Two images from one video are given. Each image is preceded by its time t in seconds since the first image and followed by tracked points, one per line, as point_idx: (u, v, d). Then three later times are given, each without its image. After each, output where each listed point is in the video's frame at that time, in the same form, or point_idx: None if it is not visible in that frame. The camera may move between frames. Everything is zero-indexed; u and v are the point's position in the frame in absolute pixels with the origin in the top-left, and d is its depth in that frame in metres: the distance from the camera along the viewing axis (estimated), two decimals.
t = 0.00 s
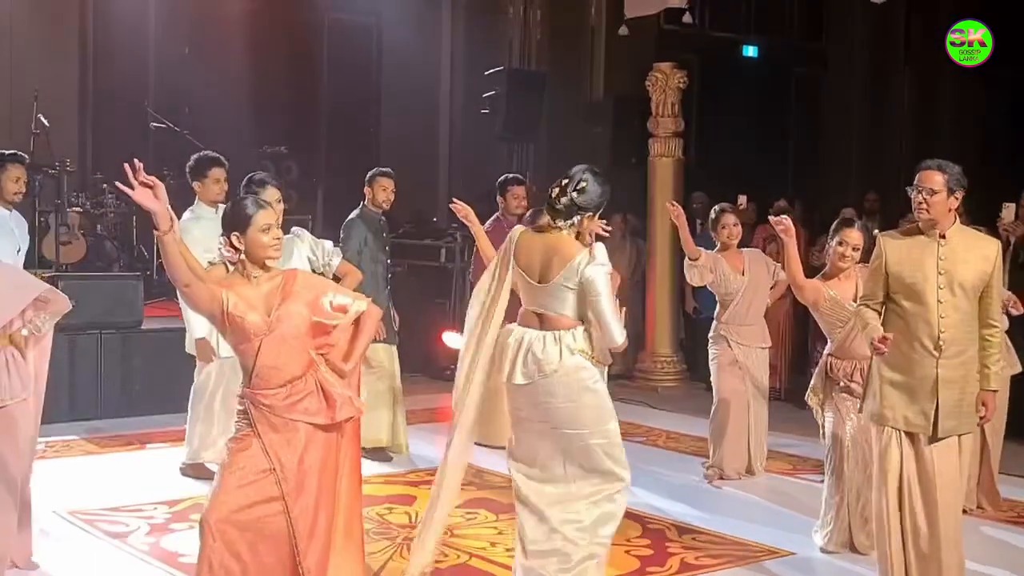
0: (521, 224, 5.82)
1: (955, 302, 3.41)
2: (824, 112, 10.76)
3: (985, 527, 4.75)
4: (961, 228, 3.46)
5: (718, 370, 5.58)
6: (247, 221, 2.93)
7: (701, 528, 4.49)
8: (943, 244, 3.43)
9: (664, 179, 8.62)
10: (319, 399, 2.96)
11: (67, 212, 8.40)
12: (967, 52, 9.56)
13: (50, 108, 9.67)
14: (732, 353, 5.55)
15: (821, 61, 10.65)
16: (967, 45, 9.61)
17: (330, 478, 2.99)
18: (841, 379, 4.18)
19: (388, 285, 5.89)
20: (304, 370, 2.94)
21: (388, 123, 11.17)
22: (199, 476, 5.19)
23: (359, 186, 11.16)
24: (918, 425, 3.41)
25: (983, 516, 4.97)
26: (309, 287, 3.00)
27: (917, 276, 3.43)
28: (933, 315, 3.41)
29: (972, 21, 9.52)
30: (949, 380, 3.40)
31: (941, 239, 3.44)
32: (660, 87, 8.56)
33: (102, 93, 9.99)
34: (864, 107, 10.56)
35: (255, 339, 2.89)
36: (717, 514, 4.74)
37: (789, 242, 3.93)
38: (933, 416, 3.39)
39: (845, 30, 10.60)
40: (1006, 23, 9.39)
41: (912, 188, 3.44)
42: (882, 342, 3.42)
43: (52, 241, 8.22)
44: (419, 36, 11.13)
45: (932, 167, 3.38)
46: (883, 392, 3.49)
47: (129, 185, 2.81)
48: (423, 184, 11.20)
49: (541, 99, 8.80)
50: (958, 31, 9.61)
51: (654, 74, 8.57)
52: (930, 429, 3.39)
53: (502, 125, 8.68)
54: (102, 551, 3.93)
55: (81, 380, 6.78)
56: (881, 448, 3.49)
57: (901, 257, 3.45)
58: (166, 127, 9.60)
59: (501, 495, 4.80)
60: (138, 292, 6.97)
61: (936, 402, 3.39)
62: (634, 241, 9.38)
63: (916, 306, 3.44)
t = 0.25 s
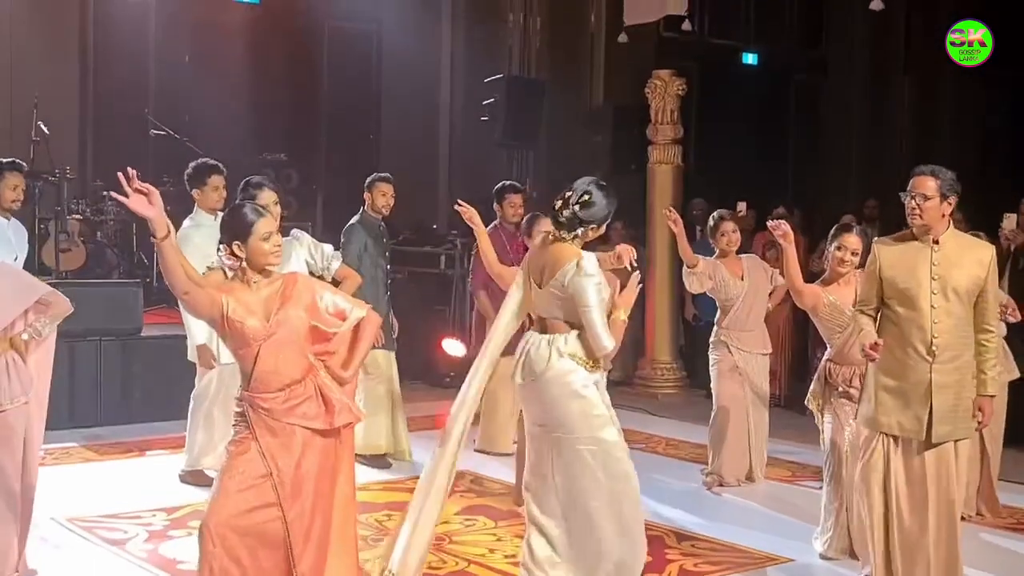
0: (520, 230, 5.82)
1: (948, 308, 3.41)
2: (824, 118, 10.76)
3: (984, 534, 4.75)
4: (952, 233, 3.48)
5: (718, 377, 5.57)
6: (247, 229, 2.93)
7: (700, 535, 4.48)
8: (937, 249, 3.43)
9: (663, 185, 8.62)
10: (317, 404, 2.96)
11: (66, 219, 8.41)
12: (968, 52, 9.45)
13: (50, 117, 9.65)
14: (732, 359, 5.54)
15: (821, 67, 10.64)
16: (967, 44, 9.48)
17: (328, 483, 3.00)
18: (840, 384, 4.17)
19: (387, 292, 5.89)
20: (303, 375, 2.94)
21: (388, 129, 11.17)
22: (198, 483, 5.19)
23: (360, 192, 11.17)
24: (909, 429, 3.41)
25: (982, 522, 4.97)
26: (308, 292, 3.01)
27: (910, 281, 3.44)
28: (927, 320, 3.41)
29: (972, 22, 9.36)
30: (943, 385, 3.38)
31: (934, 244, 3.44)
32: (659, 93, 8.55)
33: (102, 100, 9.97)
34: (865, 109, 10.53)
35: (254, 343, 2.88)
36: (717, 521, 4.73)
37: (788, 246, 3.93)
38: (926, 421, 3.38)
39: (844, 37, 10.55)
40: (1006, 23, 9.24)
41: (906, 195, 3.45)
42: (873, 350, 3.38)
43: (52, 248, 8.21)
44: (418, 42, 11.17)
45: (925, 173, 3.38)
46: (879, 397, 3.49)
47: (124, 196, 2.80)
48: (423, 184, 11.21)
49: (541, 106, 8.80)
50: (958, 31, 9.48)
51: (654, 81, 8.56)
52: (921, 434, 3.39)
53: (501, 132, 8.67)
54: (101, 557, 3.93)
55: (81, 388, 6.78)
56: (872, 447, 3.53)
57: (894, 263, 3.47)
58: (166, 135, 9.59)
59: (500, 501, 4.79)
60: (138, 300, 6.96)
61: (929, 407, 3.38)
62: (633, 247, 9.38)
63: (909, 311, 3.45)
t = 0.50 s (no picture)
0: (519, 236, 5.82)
1: (935, 312, 3.46)
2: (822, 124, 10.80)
3: (983, 540, 4.75)
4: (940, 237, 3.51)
5: (716, 383, 5.58)
6: (245, 233, 2.92)
7: (698, 540, 4.48)
8: (923, 253, 3.49)
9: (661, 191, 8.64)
10: (311, 406, 2.97)
11: (65, 225, 8.42)
12: (968, 52, 9.45)
13: (50, 122, 9.67)
14: (731, 363, 5.56)
15: (819, 73, 10.67)
16: (967, 44, 9.50)
17: (320, 486, 3.02)
18: (836, 390, 4.17)
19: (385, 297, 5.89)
20: (297, 378, 2.95)
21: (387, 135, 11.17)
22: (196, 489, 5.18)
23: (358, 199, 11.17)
24: (902, 432, 3.46)
25: (979, 528, 4.97)
26: (303, 295, 3.01)
27: (897, 286, 3.50)
28: (914, 323, 3.47)
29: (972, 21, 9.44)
30: (931, 388, 3.43)
31: (920, 249, 3.49)
32: (658, 99, 8.56)
33: (101, 106, 9.98)
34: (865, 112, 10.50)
35: (249, 346, 2.90)
36: (715, 527, 4.73)
37: (788, 251, 3.95)
38: (918, 424, 3.42)
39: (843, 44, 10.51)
40: (1005, 23, 9.47)
41: (893, 200, 3.50)
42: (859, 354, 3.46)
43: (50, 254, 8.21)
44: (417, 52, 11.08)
45: (911, 178, 3.43)
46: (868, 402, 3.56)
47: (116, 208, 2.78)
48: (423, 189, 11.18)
49: (539, 112, 8.81)
50: (958, 31, 9.50)
51: (652, 87, 8.56)
52: (914, 437, 3.44)
53: (500, 138, 8.68)
54: (96, 564, 3.92)
55: (79, 394, 6.77)
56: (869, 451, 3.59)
57: (881, 269, 3.53)
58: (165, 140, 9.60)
59: (499, 507, 4.79)
60: (137, 307, 6.96)
61: (917, 411, 3.43)
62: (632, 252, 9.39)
63: (897, 316, 3.50)
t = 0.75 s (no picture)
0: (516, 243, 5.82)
1: (909, 316, 3.49)
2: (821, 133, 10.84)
3: (980, 546, 4.76)
4: (918, 242, 3.53)
5: (714, 391, 5.58)
6: (241, 243, 2.91)
7: (695, 547, 4.48)
8: (899, 256, 3.52)
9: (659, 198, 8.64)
10: (307, 414, 2.97)
11: (62, 232, 8.41)
12: (967, 52, 9.50)
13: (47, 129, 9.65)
14: (727, 371, 5.56)
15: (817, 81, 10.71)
16: (967, 45, 9.55)
17: (316, 493, 3.02)
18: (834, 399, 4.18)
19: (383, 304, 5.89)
20: (293, 386, 2.94)
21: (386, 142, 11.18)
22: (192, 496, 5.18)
23: (356, 206, 11.17)
24: (877, 434, 3.52)
25: (976, 535, 4.98)
26: (298, 302, 3.00)
27: (874, 289, 3.53)
28: (887, 326, 3.51)
29: (972, 21, 9.49)
30: (904, 390, 3.47)
31: (897, 252, 3.53)
32: (655, 107, 8.56)
33: (100, 114, 9.97)
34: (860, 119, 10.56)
35: (245, 353, 2.89)
36: (712, 534, 4.72)
37: (785, 259, 3.95)
38: (891, 427, 3.47)
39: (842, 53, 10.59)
40: (1006, 23, 9.48)
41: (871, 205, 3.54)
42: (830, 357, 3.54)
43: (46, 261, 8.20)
44: (416, 55, 11.18)
45: (888, 182, 3.47)
46: (847, 404, 3.61)
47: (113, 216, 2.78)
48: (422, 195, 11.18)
49: (537, 118, 8.81)
50: (958, 31, 9.56)
51: (649, 94, 8.55)
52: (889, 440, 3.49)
53: (498, 144, 8.67)
54: (92, 570, 3.92)
55: (76, 401, 6.77)
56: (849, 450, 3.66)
57: (857, 273, 3.57)
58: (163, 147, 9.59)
59: (496, 514, 4.80)
60: (134, 314, 6.96)
61: (891, 413, 3.49)
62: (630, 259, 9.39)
63: (870, 317, 3.55)
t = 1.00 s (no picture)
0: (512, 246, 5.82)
1: (884, 319, 3.53)
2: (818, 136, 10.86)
3: (978, 550, 4.77)
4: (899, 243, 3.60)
5: (711, 396, 5.58)
6: (240, 247, 2.92)
7: (693, 551, 4.48)
8: (876, 259, 3.59)
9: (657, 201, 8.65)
10: (307, 418, 2.97)
11: (61, 235, 8.42)
12: (967, 52, 9.41)
13: (45, 132, 9.66)
14: (724, 376, 5.56)
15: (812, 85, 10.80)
16: (967, 44, 9.46)
17: (316, 496, 3.02)
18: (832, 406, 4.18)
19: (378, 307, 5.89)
20: (292, 389, 2.95)
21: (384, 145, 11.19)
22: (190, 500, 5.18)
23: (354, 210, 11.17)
24: (852, 435, 3.57)
25: (974, 539, 4.99)
26: (295, 307, 3.01)
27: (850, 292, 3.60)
28: (863, 328, 3.56)
29: (972, 21, 9.37)
30: (879, 392, 3.52)
31: (875, 254, 3.60)
32: (653, 111, 8.52)
33: (99, 117, 9.98)
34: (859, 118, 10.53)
35: (244, 357, 2.89)
36: (710, 537, 4.72)
37: (783, 262, 3.96)
38: (866, 428, 3.52)
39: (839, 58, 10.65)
40: (1006, 23, 9.27)
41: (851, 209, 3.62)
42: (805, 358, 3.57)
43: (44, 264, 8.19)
44: (414, 58, 11.17)
45: (869, 185, 3.55)
46: (828, 404, 3.67)
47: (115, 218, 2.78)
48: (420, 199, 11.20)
49: (536, 121, 8.82)
50: (958, 31, 9.47)
51: (647, 98, 8.52)
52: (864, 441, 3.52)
53: (496, 148, 8.68)
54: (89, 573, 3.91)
55: (74, 404, 6.76)
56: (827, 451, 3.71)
57: (834, 275, 3.66)
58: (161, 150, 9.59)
59: (493, 517, 4.80)
60: (132, 317, 6.96)
61: (867, 414, 3.53)
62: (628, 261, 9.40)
63: (848, 318, 3.61)
